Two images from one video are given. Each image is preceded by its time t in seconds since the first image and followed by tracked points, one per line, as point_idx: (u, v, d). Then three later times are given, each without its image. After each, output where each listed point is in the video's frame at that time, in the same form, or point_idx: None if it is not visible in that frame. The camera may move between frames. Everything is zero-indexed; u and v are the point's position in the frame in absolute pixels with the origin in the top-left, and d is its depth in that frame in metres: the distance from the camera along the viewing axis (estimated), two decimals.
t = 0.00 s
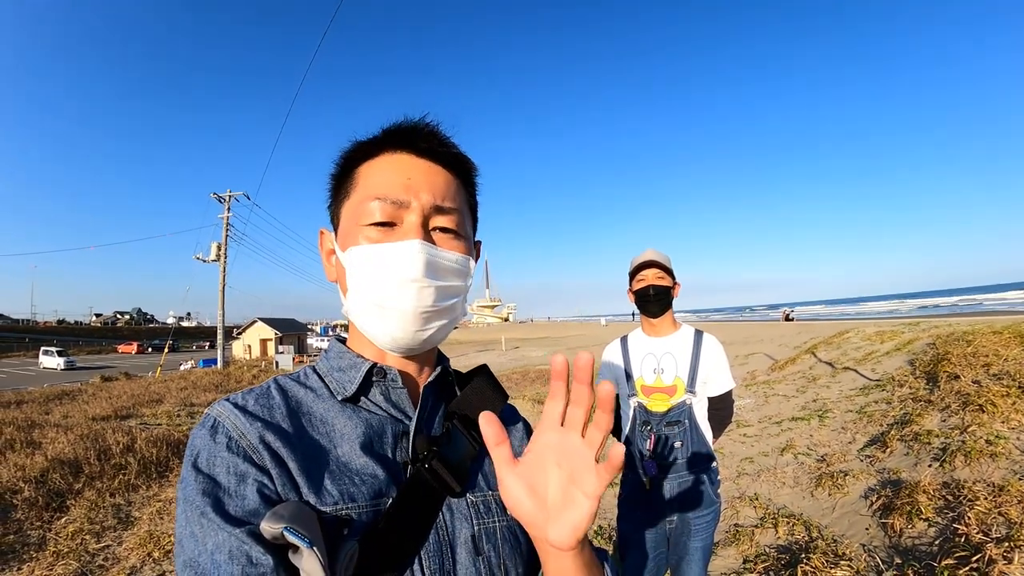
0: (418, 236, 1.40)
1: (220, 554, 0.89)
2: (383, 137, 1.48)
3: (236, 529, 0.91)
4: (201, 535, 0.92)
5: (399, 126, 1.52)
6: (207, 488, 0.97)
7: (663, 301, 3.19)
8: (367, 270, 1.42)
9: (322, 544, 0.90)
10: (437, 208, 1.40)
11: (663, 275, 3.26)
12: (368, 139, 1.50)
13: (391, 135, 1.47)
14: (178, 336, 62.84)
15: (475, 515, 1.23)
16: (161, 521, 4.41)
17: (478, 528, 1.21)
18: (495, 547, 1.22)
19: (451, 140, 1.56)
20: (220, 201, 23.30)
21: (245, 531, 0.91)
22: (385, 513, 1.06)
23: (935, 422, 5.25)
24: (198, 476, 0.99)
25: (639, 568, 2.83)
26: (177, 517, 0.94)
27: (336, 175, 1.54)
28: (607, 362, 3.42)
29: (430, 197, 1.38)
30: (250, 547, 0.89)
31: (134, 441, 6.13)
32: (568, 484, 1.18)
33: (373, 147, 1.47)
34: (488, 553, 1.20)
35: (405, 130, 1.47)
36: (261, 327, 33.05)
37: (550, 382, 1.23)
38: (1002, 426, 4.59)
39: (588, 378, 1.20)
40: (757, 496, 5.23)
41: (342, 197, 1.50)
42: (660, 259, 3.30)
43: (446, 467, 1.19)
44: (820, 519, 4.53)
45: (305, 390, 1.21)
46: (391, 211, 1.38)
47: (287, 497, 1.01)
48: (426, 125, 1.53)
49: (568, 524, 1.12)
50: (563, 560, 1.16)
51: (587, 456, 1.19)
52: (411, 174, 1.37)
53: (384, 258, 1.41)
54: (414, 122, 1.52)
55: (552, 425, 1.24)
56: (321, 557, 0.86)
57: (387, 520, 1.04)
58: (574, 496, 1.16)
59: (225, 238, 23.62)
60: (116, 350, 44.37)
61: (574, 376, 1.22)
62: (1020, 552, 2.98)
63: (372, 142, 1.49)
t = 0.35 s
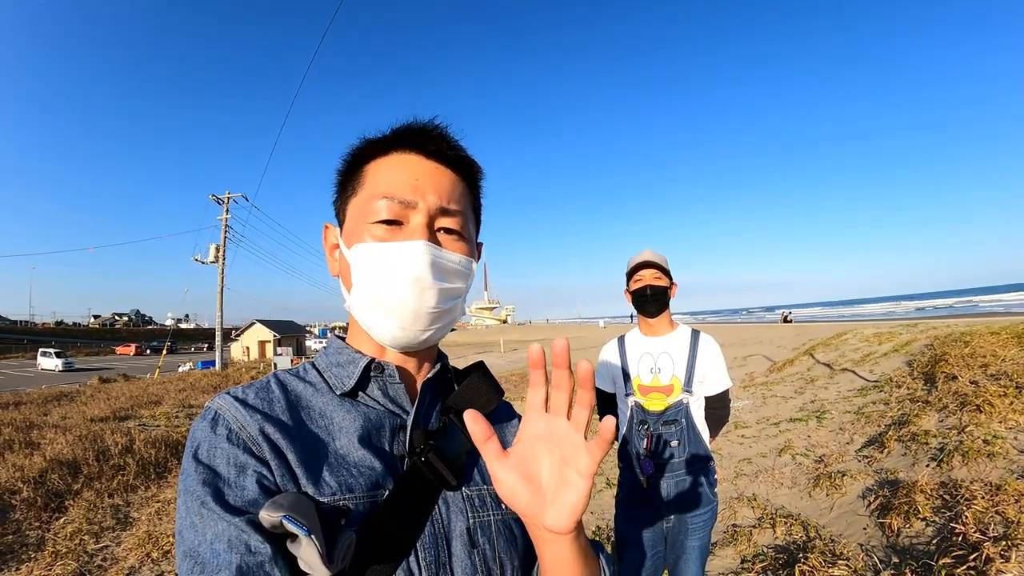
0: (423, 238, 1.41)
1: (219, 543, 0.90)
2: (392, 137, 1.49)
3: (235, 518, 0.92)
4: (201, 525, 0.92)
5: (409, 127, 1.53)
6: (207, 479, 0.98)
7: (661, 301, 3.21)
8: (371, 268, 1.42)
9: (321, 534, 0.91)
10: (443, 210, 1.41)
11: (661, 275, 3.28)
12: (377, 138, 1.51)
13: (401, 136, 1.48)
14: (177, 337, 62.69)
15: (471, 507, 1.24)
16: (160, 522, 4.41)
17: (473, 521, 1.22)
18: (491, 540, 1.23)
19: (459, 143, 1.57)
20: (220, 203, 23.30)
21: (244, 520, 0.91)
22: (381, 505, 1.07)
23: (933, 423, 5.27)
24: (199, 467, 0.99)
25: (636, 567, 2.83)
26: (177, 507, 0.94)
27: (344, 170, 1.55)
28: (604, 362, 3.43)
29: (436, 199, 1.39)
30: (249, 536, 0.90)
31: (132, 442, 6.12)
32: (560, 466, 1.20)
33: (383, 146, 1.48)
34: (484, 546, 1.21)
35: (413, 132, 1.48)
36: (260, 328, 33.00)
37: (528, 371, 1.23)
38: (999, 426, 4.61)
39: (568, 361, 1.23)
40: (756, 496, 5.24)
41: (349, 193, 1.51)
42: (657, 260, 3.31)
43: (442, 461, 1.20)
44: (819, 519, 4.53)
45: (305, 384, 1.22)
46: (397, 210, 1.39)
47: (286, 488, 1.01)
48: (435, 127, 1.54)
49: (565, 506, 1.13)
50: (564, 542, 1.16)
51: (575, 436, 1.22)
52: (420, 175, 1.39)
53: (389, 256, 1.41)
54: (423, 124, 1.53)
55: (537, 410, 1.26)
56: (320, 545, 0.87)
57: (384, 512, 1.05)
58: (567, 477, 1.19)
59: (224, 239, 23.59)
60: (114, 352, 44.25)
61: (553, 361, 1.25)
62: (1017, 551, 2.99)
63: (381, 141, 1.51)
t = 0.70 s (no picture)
0: (432, 235, 1.41)
1: (227, 546, 0.90)
2: (400, 133, 1.49)
3: (243, 521, 0.92)
4: (207, 527, 0.92)
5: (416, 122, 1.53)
6: (214, 480, 0.97)
7: (662, 303, 3.20)
8: (380, 266, 1.43)
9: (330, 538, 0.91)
10: (450, 207, 1.41)
11: (662, 278, 3.28)
12: (385, 133, 1.51)
13: (409, 131, 1.48)
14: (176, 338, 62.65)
15: (480, 508, 1.23)
16: (158, 521, 4.40)
17: (483, 522, 1.22)
18: (499, 541, 1.23)
19: (466, 139, 1.57)
20: (221, 203, 23.34)
21: (252, 523, 0.91)
22: (391, 506, 1.07)
23: (933, 427, 5.26)
24: (205, 468, 0.99)
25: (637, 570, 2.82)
26: (184, 509, 0.94)
27: (351, 166, 1.55)
28: (605, 364, 3.43)
29: (444, 196, 1.40)
30: (257, 539, 0.90)
31: (131, 441, 6.12)
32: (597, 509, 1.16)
33: (390, 142, 1.47)
34: (492, 547, 1.21)
35: (421, 127, 1.47)
36: (260, 329, 32.99)
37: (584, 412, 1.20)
38: (999, 430, 4.60)
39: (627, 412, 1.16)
40: (756, 500, 5.22)
41: (356, 189, 1.51)
42: (658, 262, 3.31)
43: (452, 461, 1.20)
44: (818, 522, 4.52)
45: (312, 383, 1.22)
46: (405, 207, 1.39)
47: (295, 489, 1.01)
48: (443, 123, 1.54)
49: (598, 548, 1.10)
50: None
51: (617, 481, 1.16)
52: (428, 171, 1.39)
53: (398, 254, 1.42)
54: (431, 120, 1.53)
55: (580, 449, 1.21)
56: (329, 549, 0.87)
57: (395, 513, 1.05)
58: (604, 519, 1.15)
59: (224, 240, 23.60)
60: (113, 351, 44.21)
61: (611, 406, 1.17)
62: (1017, 554, 2.98)
63: (388, 136, 1.50)
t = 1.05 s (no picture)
0: (433, 232, 1.41)
1: (227, 551, 0.89)
2: (400, 132, 1.48)
3: (244, 526, 0.91)
4: (208, 532, 0.92)
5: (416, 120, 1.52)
6: (214, 485, 0.97)
7: (662, 305, 3.20)
8: (382, 265, 1.43)
9: (331, 542, 0.91)
10: (452, 205, 1.41)
11: (661, 279, 3.28)
12: (384, 133, 1.51)
13: (408, 130, 1.48)
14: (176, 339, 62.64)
15: (483, 511, 1.23)
16: (158, 523, 4.39)
17: (485, 526, 1.22)
18: (502, 544, 1.22)
19: (466, 137, 1.57)
20: (220, 203, 23.32)
21: (252, 528, 0.91)
22: (393, 509, 1.06)
23: (933, 428, 5.26)
24: (205, 472, 0.99)
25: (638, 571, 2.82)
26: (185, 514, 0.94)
27: (351, 166, 1.54)
28: (605, 366, 3.43)
29: (445, 194, 1.39)
30: (258, 544, 0.89)
31: (131, 442, 6.11)
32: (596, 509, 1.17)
33: (390, 141, 1.47)
34: (495, 550, 1.21)
35: (421, 126, 1.47)
36: (259, 330, 32.98)
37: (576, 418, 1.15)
38: (999, 431, 4.60)
39: (621, 411, 1.15)
40: (756, 501, 5.22)
41: (356, 189, 1.50)
42: (658, 264, 3.31)
43: (455, 464, 1.19)
44: (819, 524, 4.52)
45: (313, 385, 1.22)
46: (406, 206, 1.39)
47: (296, 493, 1.01)
48: (443, 121, 1.54)
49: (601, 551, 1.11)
50: None
51: (614, 481, 1.18)
52: (428, 169, 1.38)
53: (400, 253, 1.42)
54: (430, 119, 1.53)
55: (575, 454, 1.18)
56: (330, 554, 0.87)
57: (397, 517, 1.04)
58: (603, 520, 1.16)
59: (224, 241, 23.58)
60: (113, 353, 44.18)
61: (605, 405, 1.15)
62: (1018, 556, 2.98)
63: (388, 135, 1.50)
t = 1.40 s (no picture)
0: (434, 236, 1.41)
1: (226, 547, 0.89)
2: (403, 130, 1.48)
3: (243, 523, 0.91)
4: (207, 529, 0.92)
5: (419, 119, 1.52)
6: (213, 481, 0.97)
7: (661, 305, 3.20)
8: (382, 268, 1.43)
9: (329, 540, 0.90)
10: (454, 208, 1.41)
11: (661, 280, 3.28)
12: (387, 132, 1.51)
13: (412, 130, 1.47)
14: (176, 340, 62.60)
15: (482, 510, 1.23)
16: (158, 524, 4.39)
17: (484, 524, 1.22)
18: (500, 543, 1.22)
19: (470, 137, 1.57)
20: (220, 205, 23.32)
21: (251, 525, 0.91)
22: (392, 507, 1.06)
23: (934, 428, 5.25)
24: (205, 469, 0.99)
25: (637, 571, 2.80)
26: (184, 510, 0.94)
27: (353, 163, 1.55)
28: (605, 366, 3.43)
29: (447, 197, 1.39)
30: (257, 541, 0.89)
31: (131, 444, 6.11)
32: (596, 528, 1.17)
33: (393, 140, 1.47)
34: (493, 549, 1.21)
35: (425, 126, 1.47)
36: (260, 332, 32.97)
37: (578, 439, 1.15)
38: (1000, 430, 4.60)
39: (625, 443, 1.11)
40: (756, 501, 5.21)
41: (358, 187, 1.50)
42: (658, 264, 3.31)
43: (455, 463, 1.19)
44: (819, 524, 4.51)
45: (313, 383, 1.22)
46: (408, 208, 1.39)
47: (295, 490, 1.01)
48: (446, 120, 1.53)
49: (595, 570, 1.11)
50: None
51: (614, 506, 1.17)
52: (430, 172, 1.38)
53: (401, 257, 1.42)
54: (434, 117, 1.52)
55: (577, 471, 1.19)
56: (328, 552, 0.86)
57: (395, 516, 1.04)
58: (603, 541, 1.16)
59: (224, 242, 23.58)
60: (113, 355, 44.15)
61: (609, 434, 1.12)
62: (1019, 555, 2.97)
63: (391, 133, 1.50)
